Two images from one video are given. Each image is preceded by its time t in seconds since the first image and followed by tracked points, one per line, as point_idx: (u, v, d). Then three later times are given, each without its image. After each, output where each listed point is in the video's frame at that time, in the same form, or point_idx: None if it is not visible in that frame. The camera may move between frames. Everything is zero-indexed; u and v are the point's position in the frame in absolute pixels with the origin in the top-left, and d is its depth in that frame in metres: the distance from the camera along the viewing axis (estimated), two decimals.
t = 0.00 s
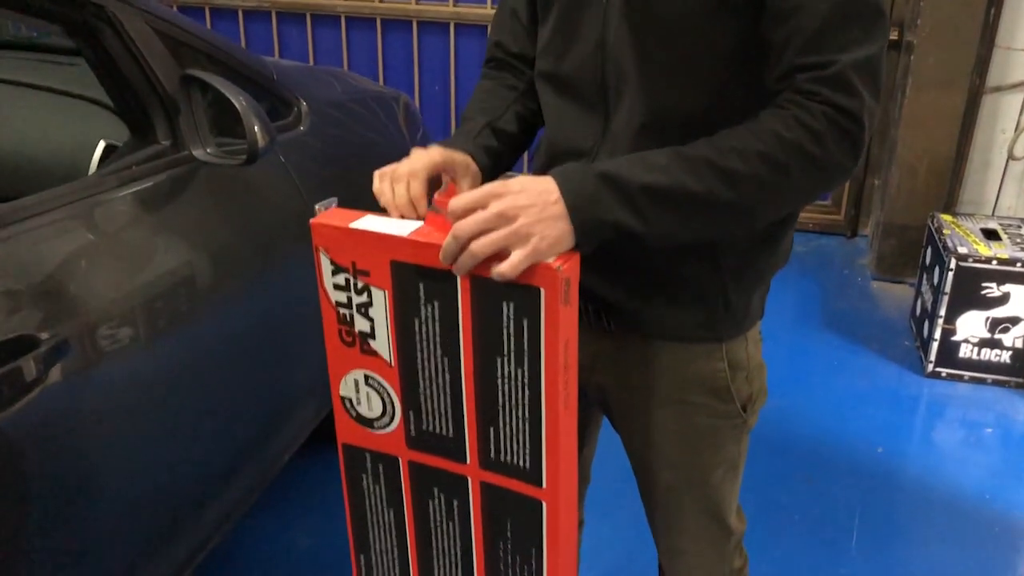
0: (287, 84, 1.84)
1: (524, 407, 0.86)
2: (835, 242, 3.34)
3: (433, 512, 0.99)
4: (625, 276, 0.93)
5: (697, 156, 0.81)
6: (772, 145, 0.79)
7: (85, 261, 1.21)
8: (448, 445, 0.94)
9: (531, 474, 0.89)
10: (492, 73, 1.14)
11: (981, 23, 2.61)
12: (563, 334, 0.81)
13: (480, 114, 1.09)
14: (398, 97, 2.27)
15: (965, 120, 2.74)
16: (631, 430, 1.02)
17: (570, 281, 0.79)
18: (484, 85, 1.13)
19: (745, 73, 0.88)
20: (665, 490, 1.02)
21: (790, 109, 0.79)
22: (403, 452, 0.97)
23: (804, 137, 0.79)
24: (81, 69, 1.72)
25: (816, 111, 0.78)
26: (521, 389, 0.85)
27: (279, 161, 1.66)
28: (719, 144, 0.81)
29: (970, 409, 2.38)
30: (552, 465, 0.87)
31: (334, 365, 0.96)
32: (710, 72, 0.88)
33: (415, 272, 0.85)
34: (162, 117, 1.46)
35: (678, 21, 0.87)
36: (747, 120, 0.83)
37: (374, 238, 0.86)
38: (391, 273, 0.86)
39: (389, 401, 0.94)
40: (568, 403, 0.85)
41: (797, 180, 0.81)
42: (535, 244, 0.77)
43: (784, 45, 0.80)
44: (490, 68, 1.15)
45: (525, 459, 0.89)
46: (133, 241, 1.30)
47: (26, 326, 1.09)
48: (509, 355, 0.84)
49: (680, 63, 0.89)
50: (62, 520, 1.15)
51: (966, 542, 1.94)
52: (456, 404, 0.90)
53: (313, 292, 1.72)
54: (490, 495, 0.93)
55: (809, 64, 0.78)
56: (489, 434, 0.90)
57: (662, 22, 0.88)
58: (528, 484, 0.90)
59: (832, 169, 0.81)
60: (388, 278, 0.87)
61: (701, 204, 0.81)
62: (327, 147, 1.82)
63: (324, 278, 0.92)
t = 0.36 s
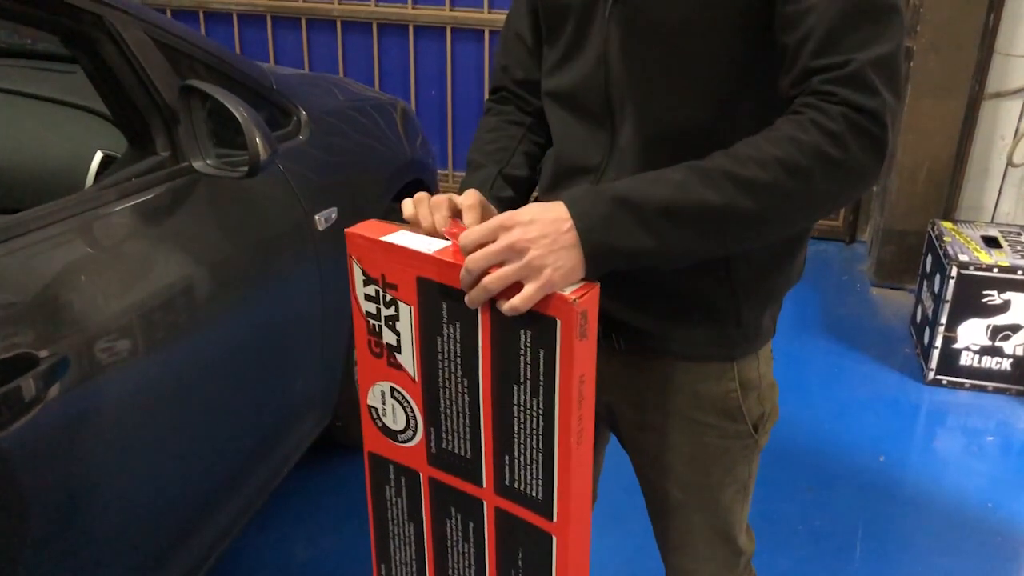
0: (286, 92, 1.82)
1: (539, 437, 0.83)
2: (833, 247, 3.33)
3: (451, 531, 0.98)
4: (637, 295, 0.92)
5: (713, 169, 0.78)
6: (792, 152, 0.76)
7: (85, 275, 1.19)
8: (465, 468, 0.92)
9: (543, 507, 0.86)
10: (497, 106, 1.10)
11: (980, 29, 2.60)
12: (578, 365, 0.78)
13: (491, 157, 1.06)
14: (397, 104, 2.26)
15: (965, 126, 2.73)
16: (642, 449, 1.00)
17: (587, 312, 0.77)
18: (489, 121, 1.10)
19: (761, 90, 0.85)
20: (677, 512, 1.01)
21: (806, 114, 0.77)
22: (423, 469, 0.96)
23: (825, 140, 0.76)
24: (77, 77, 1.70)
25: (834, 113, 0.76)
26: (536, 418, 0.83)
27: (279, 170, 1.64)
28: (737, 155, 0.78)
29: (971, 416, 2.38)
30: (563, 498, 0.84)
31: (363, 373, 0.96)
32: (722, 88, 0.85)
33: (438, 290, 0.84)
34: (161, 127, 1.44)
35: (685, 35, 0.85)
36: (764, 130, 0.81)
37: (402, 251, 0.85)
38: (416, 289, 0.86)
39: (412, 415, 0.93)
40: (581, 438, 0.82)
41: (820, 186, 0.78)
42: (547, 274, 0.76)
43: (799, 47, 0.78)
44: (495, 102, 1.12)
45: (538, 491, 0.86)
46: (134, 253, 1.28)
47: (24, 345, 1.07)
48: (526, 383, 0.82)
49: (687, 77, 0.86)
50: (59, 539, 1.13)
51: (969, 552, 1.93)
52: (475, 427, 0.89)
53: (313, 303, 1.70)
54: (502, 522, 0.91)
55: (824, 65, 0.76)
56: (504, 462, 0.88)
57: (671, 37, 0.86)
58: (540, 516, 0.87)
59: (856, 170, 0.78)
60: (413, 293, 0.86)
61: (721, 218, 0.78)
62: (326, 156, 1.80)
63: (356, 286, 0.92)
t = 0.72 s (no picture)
0: (297, 78, 1.83)
1: (527, 422, 0.85)
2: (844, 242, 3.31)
3: (443, 512, 1.00)
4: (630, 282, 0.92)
5: (700, 155, 0.79)
6: (776, 132, 0.77)
7: (93, 255, 1.21)
8: (457, 450, 0.94)
9: (530, 491, 0.88)
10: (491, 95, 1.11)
11: (996, 24, 2.59)
12: (565, 354, 0.80)
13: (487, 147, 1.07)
14: (408, 92, 2.27)
15: (979, 121, 2.71)
16: (634, 433, 1.02)
17: (575, 301, 0.78)
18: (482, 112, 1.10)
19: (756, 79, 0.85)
20: (668, 497, 1.02)
21: (793, 93, 0.77)
22: (417, 450, 0.99)
23: (810, 118, 0.76)
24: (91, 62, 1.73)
25: (818, 89, 0.76)
26: (525, 404, 0.85)
27: (286, 154, 1.65)
28: (724, 140, 0.79)
29: (978, 412, 2.37)
30: (550, 482, 0.86)
31: (360, 355, 0.98)
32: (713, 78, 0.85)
33: (432, 276, 0.86)
34: (172, 109, 1.45)
35: (674, 20, 0.85)
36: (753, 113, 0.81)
37: (396, 237, 0.87)
38: (411, 273, 0.88)
39: (406, 397, 0.96)
40: (567, 426, 0.83)
41: (806, 166, 0.78)
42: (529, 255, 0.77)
43: (786, 24, 0.78)
44: (491, 90, 1.12)
45: (525, 476, 0.88)
46: (143, 233, 1.30)
47: (34, 319, 1.09)
48: (515, 369, 0.84)
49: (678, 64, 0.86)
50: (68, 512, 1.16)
51: (971, 547, 1.93)
52: (466, 411, 0.91)
53: (319, 288, 1.71)
54: (493, 504, 0.93)
55: (810, 41, 0.76)
56: (493, 445, 0.90)
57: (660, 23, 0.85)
58: (526, 500, 0.89)
59: (846, 146, 0.78)
60: (408, 278, 0.89)
61: (706, 203, 0.78)
62: (334, 142, 1.81)
63: (353, 269, 0.94)
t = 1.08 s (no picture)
0: (331, 74, 1.90)
1: (521, 391, 0.91)
2: (879, 245, 3.39)
3: (448, 478, 1.05)
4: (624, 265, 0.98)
5: (687, 136, 0.84)
6: (759, 112, 0.81)
7: (134, 237, 1.28)
8: (459, 418, 1.00)
9: (523, 458, 0.94)
10: (495, 80, 1.17)
11: None
12: (553, 328, 0.86)
13: (491, 124, 1.13)
14: (445, 91, 2.33)
15: (1016, 124, 2.70)
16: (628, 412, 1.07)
17: (564, 277, 0.85)
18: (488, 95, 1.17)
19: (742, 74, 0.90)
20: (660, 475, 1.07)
21: (776, 76, 0.81)
22: (425, 418, 1.05)
23: (791, 98, 0.80)
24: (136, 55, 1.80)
25: (800, 73, 0.80)
26: (519, 374, 0.90)
27: (320, 149, 1.72)
28: (710, 121, 0.84)
29: (1006, 415, 2.37)
30: (542, 448, 0.92)
31: (376, 326, 1.04)
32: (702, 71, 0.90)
33: (438, 252, 0.93)
34: (209, 101, 1.54)
35: (669, 15, 0.89)
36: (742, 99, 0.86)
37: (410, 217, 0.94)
38: (421, 249, 0.95)
39: (416, 367, 1.02)
40: (557, 396, 0.89)
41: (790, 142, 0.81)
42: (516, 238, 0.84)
43: (771, 16, 0.83)
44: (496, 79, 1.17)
45: (519, 443, 0.94)
46: (183, 216, 1.38)
47: (73, 293, 1.16)
48: (511, 341, 0.89)
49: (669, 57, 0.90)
50: (105, 477, 1.24)
51: (989, 547, 1.94)
52: (467, 381, 0.96)
53: (348, 276, 1.78)
54: (492, 471, 0.99)
55: (792, 28, 0.81)
56: (491, 414, 0.95)
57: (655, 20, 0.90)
58: (520, 465, 0.95)
59: (828, 127, 0.81)
60: (418, 253, 0.95)
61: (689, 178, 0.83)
62: (368, 135, 1.88)
63: (370, 246, 1.00)
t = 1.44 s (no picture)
0: (361, 93, 1.97)
1: (526, 384, 0.96)
2: (910, 262, 3.46)
3: (459, 472, 1.11)
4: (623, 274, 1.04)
5: (685, 122, 0.85)
6: (753, 104, 0.82)
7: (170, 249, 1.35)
8: (469, 413, 1.06)
9: (529, 448, 0.99)
10: (509, 99, 1.23)
11: None
12: (556, 320, 0.91)
13: (503, 141, 1.19)
14: (476, 109, 2.41)
15: None
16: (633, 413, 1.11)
17: (567, 274, 0.89)
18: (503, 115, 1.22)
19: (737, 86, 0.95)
20: (664, 476, 1.10)
21: (770, 74, 0.83)
22: (437, 414, 1.11)
23: (783, 94, 0.81)
24: (178, 77, 1.88)
25: (794, 72, 0.81)
26: (524, 368, 0.96)
27: (348, 160, 1.79)
28: (708, 113, 0.85)
29: None
30: (546, 439, 0.97)
31: (391, 328, 1.11)
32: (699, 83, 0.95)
33: (449, 254, 0.98)
34: (241, 117, 1.61)
35: (667, 34, 0.94)
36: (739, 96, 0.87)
37: (418, 221, 1.00)
38: (432, 252, 1.00)
39: (428, 365, 1.08)
40: (560, 386, 0.95)
41: (783, 133, 0.82)
42: (511, 237, 0.88)
43: (764, 28, 0.85)
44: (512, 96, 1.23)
45: (526, 434, 0.99)
46: (217, 227, 1.45)
47: (113, 298, 1.24)
48: (516, 336, 0.95)
49: (666, 70, 0.95)
50: (141, 473, 1.30)
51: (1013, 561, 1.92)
52: (477, 376, 1.02)
53: (376, 287, 1.84)
54: (500, 463, 1.04)
55: (784, 35, 0.83)
56: (499, 407, 1.01)
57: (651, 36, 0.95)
58: (527, 456, 1.00)
59: (819, 124, 0.82)
60: (429, 256, 1.01)
61: (682, 160, 0.84)
62: (397, 151, 1.95)
63: (385, 250, 1.07)
